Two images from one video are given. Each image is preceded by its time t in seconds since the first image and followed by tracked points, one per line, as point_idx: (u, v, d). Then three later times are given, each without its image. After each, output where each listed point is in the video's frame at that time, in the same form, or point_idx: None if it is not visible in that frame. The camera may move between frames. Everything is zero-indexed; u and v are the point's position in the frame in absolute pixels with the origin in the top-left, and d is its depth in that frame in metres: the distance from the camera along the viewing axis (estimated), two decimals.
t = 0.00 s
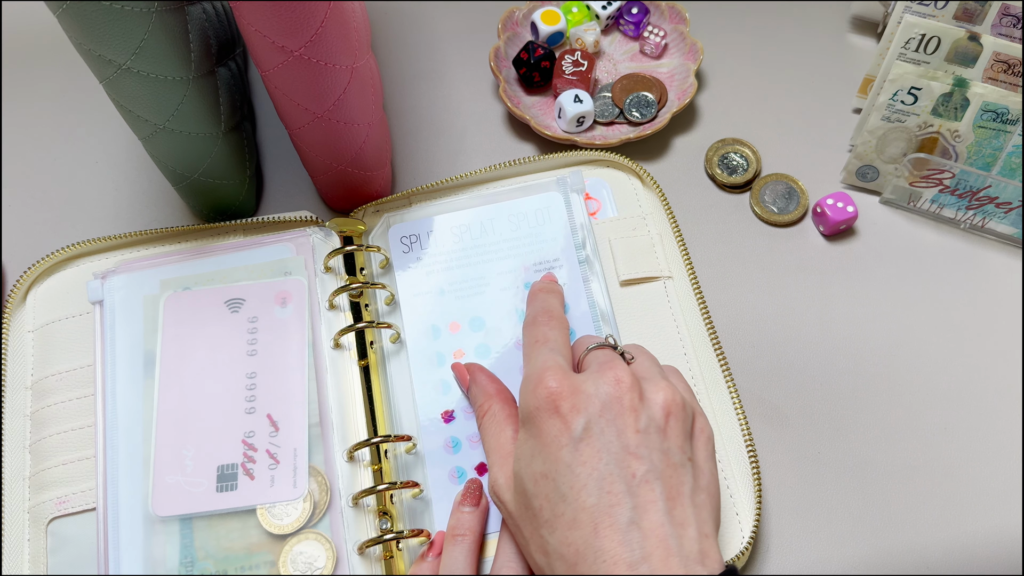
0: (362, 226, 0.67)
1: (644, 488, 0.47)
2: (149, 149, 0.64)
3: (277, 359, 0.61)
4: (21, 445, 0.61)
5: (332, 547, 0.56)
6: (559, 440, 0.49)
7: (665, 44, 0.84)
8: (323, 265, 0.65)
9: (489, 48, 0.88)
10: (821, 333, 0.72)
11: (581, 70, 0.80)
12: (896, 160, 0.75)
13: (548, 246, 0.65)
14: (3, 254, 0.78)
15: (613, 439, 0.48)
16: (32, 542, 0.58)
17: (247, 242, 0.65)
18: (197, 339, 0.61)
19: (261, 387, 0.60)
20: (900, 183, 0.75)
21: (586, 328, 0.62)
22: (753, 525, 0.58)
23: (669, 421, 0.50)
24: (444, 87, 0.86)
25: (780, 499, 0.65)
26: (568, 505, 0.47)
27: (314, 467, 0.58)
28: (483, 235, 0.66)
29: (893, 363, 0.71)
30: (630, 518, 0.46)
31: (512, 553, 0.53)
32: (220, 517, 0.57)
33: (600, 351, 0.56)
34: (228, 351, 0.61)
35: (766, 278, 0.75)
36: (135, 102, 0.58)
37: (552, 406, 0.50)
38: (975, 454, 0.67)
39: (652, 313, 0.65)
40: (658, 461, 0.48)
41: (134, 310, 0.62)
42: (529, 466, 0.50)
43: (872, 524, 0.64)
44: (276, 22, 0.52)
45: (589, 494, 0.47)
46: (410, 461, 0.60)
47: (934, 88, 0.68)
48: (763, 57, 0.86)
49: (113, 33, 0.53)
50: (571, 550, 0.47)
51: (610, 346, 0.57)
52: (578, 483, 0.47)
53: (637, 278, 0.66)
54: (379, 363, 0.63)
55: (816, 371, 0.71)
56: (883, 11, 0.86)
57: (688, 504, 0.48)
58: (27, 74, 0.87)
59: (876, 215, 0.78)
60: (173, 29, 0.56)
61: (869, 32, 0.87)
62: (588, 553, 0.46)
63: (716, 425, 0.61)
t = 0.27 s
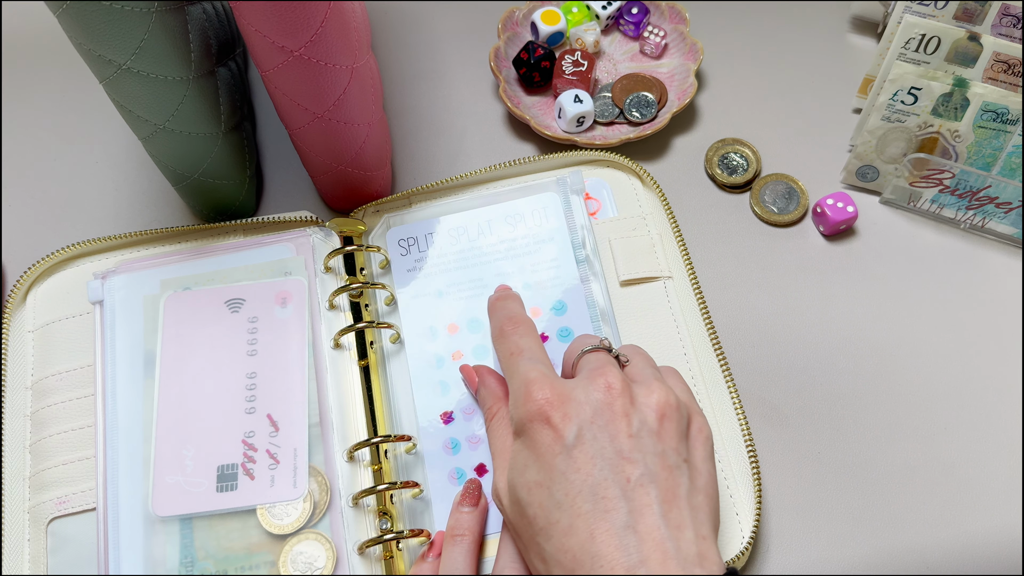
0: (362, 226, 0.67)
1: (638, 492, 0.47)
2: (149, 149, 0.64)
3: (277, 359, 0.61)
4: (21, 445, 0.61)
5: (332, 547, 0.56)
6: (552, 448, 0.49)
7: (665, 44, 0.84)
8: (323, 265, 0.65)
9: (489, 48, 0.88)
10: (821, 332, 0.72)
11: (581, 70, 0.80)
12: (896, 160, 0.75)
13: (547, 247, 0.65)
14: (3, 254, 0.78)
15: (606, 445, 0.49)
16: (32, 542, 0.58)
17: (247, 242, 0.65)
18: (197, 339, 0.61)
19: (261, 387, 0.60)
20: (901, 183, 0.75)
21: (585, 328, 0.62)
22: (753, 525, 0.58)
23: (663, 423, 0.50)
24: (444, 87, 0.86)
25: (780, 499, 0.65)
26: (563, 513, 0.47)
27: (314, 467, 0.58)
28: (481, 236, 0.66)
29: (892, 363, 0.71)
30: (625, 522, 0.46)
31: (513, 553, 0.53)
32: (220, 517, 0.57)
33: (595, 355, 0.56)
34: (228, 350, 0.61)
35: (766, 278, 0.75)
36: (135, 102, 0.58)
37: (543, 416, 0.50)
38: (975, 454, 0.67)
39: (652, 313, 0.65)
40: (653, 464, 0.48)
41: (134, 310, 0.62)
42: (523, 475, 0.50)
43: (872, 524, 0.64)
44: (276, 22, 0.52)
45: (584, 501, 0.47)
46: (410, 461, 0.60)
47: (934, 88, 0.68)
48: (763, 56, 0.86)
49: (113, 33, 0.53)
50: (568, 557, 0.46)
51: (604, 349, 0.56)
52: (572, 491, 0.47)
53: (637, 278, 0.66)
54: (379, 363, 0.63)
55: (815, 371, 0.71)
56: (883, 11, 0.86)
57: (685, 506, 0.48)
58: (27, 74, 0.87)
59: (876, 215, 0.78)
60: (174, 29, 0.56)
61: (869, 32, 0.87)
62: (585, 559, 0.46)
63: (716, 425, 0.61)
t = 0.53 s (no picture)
0: (361, 226, 0.67)
1: (680, 504, 0.47)
2: (149, 149, 0.64)
3: (277, 359, 0.61)
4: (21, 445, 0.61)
5: (332, 547, 0.56)
6: (597, 452, 0.48)
7: (666, 44, 0.84)
8: (323, 265, 0.65)
9: (489, 48, 0.88)
10: (821, 332, 0.72)
11: (581, 70, 0.80)
12: (896, 160, 0.75)
13: (546, 245, 0.65)
14: (3, 254, 0.78)
15: (650, 455, 0.48)
16: (32, 542, 0.58)
17: (247, 242, 0.65)
18: (196, 339, 0.61)
19: (260, 387, 0.60)
20: (900, 183, 0.75)
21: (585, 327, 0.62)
22: (754, 525, 0.58)
23: (699, 438, 0.51)
24: (444, 87, 0.86)
25: (780, 499, 0.65)
26: (604, 519, 0.46)
27: (314, 467, 0.58)
28: (480, 235, 0.66)
29: (892, 363, 0.71)
30: (668, 535, 0.46)
31: (517, 553, 0.53)
32: (220, 517, 0.57)
33: (626, 355, 0.55)
34: (228, 351, 0.61)
35: (765, 277, 0.75)
36: (135, 102, 0.58)
37: (591, 418, 0.48)
38: (975, 454, 0.67)
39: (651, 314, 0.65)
40: (692, 479, 0.49)
41: (133, 310, 0.62)
42: (559, 478, 0.49)
43: (871, 524, 0.64)
44: (275, 22, 0.52)
45: (627, 509, 0.46)
46: (409, 461, 0.60)
47: (934, 88, 0.68)
48: (763, 56, 0.86)
49: (113, 33, 0.53)
50: (607, 565, 0.46)
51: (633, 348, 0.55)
52: (616, 499, 0.47)
53: (637, 277, 0.66)
54: (378, 363, 0.63)
55: (815, 371, 0.71)
56: (884, 11, 0.86)
57: (719, 520, 0.49)
58: (27, 75, 0.87)
59: (876, 215, 0.78)
60: (173, 29, 0.56)
61: (869, 32, 0.87)
62: (626, 568, 0.45)
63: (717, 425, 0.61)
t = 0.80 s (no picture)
0: (361, 226, 0.67)
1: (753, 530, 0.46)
2: (149, 149, 0.64)
3: (276, 360, 0.61)
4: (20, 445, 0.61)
5: (331, 547, 0.56)
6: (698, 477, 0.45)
7: (666, 44, 0.84)
8: (322, 265, 0.65)
9: (489, 48, 0.88)
10: (821, 332, 0.72)
11: (581, 70, 0.80)
12: (896, 160, 0.75)
13: (543, 243, 0.65)
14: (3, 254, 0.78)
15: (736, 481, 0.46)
16: (32, 542, 0.58)
17: (247, 242, 0.65)
18: (196, 339, 0.61)
19: (260, 387, 0.60)
20: (900, 183, 0.75)
21: (582, 324, 0.62)
22: (753, 524, 0.58)
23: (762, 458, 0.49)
24: (444, 87, 0.86)
25: (780, 499, 0.65)
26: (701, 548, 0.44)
27: (313, 467, 0.58)
28: (477, 232, 0.66)
29: (892, 363, 0.71)
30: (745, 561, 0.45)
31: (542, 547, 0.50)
32: (220, 517, 0.57)
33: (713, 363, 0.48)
34: (227, 351, 0.61)
35: (765, 277, 0.75)
36: (135, 102, 0.58)
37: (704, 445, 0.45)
38: (975, 454, 0.67)
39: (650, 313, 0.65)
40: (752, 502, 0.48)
41: (133, 311, 0.62)
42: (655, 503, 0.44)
43: (871, 524, 0.64)
44: (275, 22, 0.52)
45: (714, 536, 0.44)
46: (409, 460, 0.60)
47: (934, 88, 0.68)
48: (763, 56, 0.86)
49: (113, 33, 0.53)
50: None
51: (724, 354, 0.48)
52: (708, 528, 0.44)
53: (636, 276, 0.66)
54: (378, 363, 0.63)
55: (815, 371, 0.71)
56: (883, 11, 0.86)
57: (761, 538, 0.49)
58: (27, 75, 0.87)
59: (876, 215, 0.78)
60: (173, 29, 0.56)
61: (869, 32, 0.87)
62: None
63: (717, 424, 0.61)
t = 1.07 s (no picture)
0: (361, 226, 0.67)
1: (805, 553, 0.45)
2: (149, 149, 0.64)
3: (276, 360, 0.61)
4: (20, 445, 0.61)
5: (331, 547, 0.56)
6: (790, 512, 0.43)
7: (666, 44, 0.84)
8: (321, 265, 0.65)
9: (489, 48, 0.88)
10: (822, 332, 0.72)
11: (581, 70, 0.80)
12: (896, 160, 0.75)
13: (543, 242, 0.65)
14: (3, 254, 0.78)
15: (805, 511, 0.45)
16: (32, 542, 0.58)
17: (246, 242, 0.65)
18: (196, 339, 0.61)
19: (260, 387, 0.60)
20: (901, 183, 0.75)
21: (582, 324, 0.62)
22: (754, 524, 0.58)
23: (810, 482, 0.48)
24: (444, 87, 0.86)
25: (780, 499, 0.65)
26: None
27: (313, 467, 0.58)
28: (477, 232, 0.66)
29: (892, 363, 0.71)
30: None
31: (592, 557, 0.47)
32: (219, 517, 0.57)
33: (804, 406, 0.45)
34: (227, 351, 0.61)
35: (765, 277, 0.75)
36: (135, 102, 0.58)
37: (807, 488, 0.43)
38: (975, 454, 0.67)
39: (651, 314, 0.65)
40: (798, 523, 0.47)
41: (133, 311, 0.62)
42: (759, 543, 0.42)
43: (871, 524, 0.64)
44: (275, 22, 0.52)
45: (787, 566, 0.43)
46: (409, 460, 0.60)
47: (934, 88, 0.68)
48: (763, 56, 0.86)
49: (113, 32, 0.53)
50: None
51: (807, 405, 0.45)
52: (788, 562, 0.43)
53: (637, 275, 0.66)
54: (378, 363, 0.63)
55: (815, 372, 0.71)
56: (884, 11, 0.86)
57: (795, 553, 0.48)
58: (27, 75, 0.87)
59: (876, 215, 0.78)
60: (173, 29, 0.56)
61: (869, 32, 0.87)
62: None
63: (717, 424, 0.61)
